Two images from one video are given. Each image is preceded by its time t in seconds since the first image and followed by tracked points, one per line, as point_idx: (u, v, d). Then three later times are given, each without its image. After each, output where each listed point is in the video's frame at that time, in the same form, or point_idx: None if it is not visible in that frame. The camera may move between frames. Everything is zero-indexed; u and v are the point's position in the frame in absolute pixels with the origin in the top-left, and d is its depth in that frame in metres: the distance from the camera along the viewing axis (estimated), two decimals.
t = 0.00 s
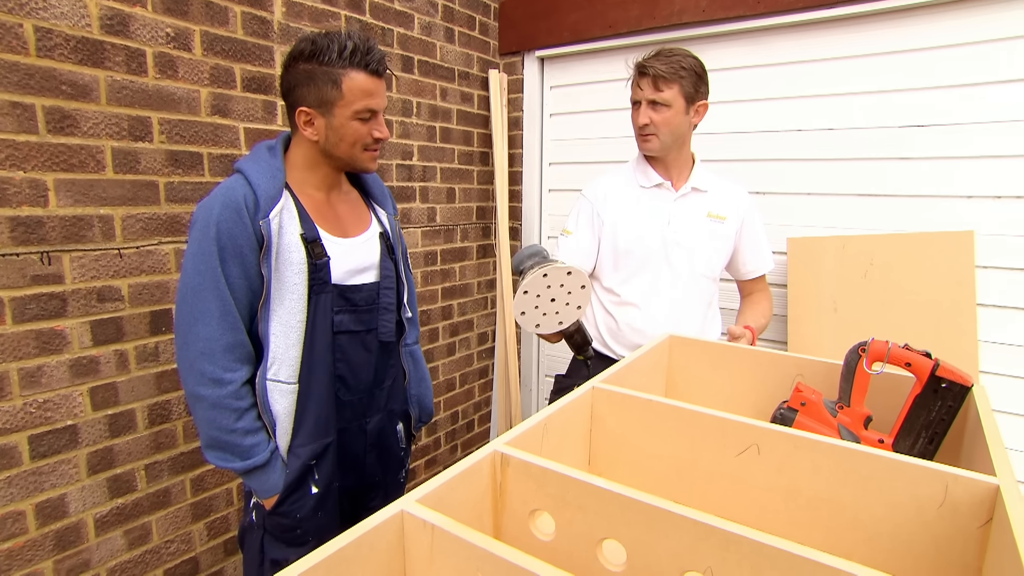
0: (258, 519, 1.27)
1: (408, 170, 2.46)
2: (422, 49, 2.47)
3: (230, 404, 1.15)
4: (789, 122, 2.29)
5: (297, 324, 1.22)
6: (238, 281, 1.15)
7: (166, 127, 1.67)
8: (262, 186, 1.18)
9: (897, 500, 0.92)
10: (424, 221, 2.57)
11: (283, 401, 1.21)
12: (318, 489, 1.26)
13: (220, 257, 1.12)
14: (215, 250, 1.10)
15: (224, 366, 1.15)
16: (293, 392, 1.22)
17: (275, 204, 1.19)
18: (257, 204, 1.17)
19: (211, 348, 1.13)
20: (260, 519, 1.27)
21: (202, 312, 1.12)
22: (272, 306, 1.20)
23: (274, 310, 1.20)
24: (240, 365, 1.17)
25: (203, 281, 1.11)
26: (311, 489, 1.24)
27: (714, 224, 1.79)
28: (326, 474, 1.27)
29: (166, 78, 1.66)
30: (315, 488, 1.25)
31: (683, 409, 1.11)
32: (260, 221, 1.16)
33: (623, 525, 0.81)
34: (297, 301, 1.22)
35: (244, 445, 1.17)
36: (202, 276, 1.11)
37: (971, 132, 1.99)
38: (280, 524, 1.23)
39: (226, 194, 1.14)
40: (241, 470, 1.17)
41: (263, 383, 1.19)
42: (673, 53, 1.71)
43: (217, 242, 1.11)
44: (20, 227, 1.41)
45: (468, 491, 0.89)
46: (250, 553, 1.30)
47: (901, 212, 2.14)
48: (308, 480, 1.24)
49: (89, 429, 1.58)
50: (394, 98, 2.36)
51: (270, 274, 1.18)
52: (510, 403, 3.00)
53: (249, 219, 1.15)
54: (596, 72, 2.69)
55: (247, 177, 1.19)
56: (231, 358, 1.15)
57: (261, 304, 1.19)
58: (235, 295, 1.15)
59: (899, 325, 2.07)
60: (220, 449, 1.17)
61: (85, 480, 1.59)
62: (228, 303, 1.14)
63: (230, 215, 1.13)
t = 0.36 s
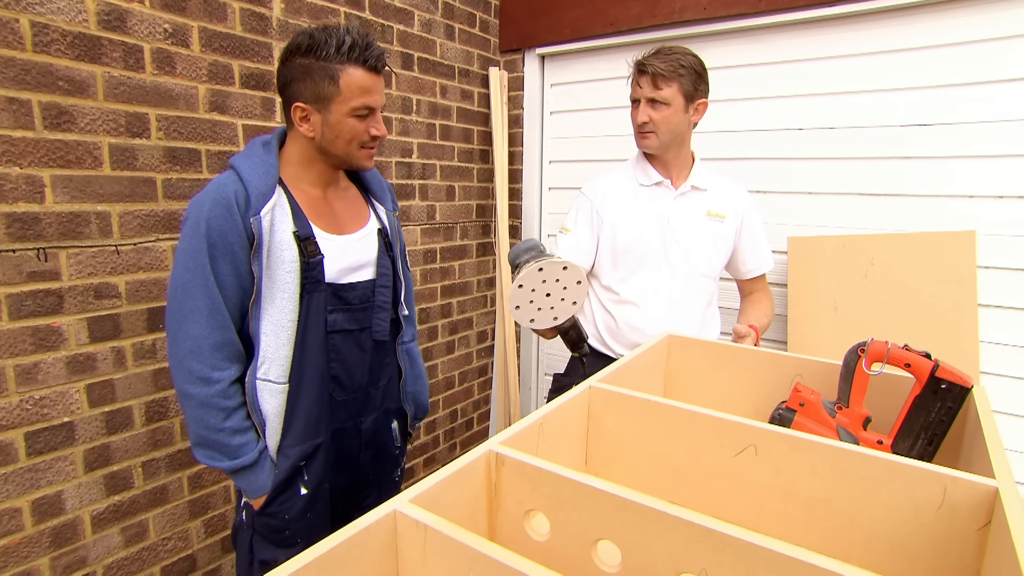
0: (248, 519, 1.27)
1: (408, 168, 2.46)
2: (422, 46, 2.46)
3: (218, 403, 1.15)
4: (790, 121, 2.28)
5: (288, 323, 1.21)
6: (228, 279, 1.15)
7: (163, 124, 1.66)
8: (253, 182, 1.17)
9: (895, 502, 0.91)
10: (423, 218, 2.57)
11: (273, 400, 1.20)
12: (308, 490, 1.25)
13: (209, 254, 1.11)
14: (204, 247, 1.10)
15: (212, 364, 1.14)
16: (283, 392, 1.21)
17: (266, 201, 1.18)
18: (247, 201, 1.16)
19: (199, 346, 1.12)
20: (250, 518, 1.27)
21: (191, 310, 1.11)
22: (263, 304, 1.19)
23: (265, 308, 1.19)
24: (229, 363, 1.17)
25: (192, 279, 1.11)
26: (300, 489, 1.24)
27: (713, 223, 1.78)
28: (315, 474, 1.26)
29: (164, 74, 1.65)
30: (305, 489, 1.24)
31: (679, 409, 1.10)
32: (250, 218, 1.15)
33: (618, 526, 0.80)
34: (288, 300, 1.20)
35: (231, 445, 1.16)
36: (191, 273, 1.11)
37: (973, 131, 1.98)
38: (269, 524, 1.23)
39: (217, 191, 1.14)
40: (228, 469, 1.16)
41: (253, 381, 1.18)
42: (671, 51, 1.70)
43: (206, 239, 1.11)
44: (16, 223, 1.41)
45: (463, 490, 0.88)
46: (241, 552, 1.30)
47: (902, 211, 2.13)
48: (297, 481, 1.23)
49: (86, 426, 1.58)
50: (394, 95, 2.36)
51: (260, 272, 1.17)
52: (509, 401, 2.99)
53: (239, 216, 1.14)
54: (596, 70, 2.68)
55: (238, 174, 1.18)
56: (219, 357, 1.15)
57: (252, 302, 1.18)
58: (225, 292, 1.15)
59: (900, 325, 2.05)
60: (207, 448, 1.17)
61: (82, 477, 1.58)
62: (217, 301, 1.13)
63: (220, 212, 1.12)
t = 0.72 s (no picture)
0: (230, 529, 1.25)
1: (408, 167, 2.45)
2: (422, 45, 2.45)
3: (197, 410, 1.12)
4: (793, 120, 2.26)
5: (274, 328, 1.20)
6: (209, 280, 1.14)
7: (161, 123, 1.66)
8: (236, 181, 1.16)
9: (895, 507, 0.89)
10: (424, 218, 2.56)
11: (256, 407, 1.19)
12: (292, 499, 1.24)
13: (190, 255, 1.10)
14: (184, 248, 1.09)
15: (190, 370, 1.12)
16: (267, 398, 1.20)
17: (250, 201, 1.17)
18: (230, 201, 1.15)
19: (179, 351, 1.11)
20: (232, 529, 1.25)
21: (170, 314, 1.10)
22: (247, 308, 1.18)
23: (250, 312, 1.18)
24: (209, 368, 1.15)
25: (171, 281, 1.09)
26: (284, 498, 1.23)
27: (715, 221, 1.76)
28: (300, 482, 1.25)
29: (162, 73, 1.65)
30: (290, 498, 1.23)
31: (676, 411, 1.08)
32: (234, 218, 1.14)
33: (611, 531, 0.79)
34: (274, 303, 1.20)
35: (212, 451, 1.14)
36: (170, 276, 1.09)
37: (979, 130, 1.95)
38: (251, 535, 1.22)
39: (199, 190, 1.13)
40: (208, 479, 1.14)
41: (235, 388, 1.17)
42: (672, 49, 1.68)
43: (187, 240, 1.10)
44: (13, 223, 1.40)
45: (455, 493, 0.87)
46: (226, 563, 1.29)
47: (907, 211, 2.11)
48: (281, 490, 1.23)
49: (84, 426, 1.58)
50: (395, 95, 2.35)
51: (244, 274, 1.16)
52: (510, 402, 2.98)
53: (222, 217, 1.13)
54: (598, 68, 2.67)
55: (221, 173, 1.17)
56: (199, 362, 1.13)
57: (235, 306, 1.18)
58: (205, 295, 1.14)
59: (904, 325, 2.03)
60: (187, 455, 1.15)
61: (80, 476, 1.58)
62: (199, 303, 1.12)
63: (202, 212, 1.11)
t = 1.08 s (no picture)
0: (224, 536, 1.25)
1: (414, 167, 2.44)
2: (427, 44, 2.45)
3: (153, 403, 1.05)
4: (802, 115, 2.22)
5: (267, 330, 1.18)
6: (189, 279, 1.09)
7: (166, 125, 1.67)
8: (230, 181, 1.14)
9: (904, 510, 0.87)
10: (430, 218, 2.55)
11: (246, 412, 1.16)
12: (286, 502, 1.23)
13: (171, 251, 1.06)
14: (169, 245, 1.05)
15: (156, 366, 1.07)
16: (258, 403, 1.17)
17: (244, 201, 1.15)
18: (223, 201, 1.13)
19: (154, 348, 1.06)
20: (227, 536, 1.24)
21: (139, 308, 1.04)
22: (239, 311, 1.16)
23: (242, 315, 1.16)
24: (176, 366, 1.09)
25: (146, 276, 1.04)
26: (279, 502, 1.22)
27: (722, 217, 1.73)
28: (298, 486, 1.24)
29: (166, 76, 1.66)
30: (284, 501, 1.22)
31: (679, 411, 1.07)
32: (227, 219, 1.12)
33: (610, 534, 0.77)
34: (268, 306, 1.18)
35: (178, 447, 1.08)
36: (146, 270, 1.05)
37: (994, 122, 1.91)
38: (246, 540, 1.21)
39: (190, 190, 1.10)
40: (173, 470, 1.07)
41: (226, 392, 1.15)
42: (671, 44, 1.67)
43: (170, 237, 1.06)
44: (20, 225, 1.42)
45: (453, 494, 0.86)
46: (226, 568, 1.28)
47: (919, 206, 2.07)
48: (276, 493, 1.21)
49: (91, 427, 1.59)
50: (400, 95, 2.35)
51: (237, 276, 1.14)
52: (518, 402, 2.97)
53: (213, 217, 1.11)
54: (603, 65, 2.64)
55: (215, 175, 1.16)
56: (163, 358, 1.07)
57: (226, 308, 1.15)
58: (193, 298, 1.10)
59: (917, 323, 1.99)
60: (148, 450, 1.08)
61: (88, 476, 1.60)
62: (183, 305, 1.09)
63: (192, 212, 1.08)
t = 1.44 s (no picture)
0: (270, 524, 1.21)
1: (415, 169, 2.44)
2: (428, 46, 2.45)
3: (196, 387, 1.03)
4: (804, 113, 2.21)
5: (308, 328, 1.14)
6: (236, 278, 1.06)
7: (167, 128, 1.67)
8: (279, 187, 1.12)
9: (905, 512, 0.86)
10: (431, 219, 2.55)
11: (288, 409, 1.12)
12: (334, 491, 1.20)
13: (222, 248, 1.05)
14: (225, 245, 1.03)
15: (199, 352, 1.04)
16: (298, 402, 1.14)
17: (290, 205, 1.12)
18: (271, 205, 1.11)
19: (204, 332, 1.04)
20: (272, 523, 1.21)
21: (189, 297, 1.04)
22: (282, 311, 1.13)
23: (284, 315, 1.13)
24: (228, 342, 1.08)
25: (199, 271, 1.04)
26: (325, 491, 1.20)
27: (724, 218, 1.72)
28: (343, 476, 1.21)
29: (167, 80, 1.66)
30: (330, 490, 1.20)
31: (678, 413, 1.06)
32: (272, 221, 1.09)
33: (606, 537, 0.76)
34: (309, 306, 1.14)
35: (204, 401, 1.00)
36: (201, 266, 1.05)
37: (999, 119, 1.89)
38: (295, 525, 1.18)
39: (242, 194, 1.09)
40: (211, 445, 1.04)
41: (269, 388, 1.12)
42: (677, 42, 1.66)
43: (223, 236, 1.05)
44: (22, 229, 1.43)
45: (447, 497, 0.86)
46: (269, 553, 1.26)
47: (924, 204, 2.05)
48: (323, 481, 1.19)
49: (94, 429, 1.60)
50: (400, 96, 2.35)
51: (279, 276, 1.11)
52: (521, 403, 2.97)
53: (261, 219, 1.09)
54: (605, 65, 2.63)
55: (267, 181, 1.14)
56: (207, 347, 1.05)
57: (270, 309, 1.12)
58: (241, 298, 1.07)
59: (921, 323, 1.97)
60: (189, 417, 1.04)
61: (91, 479, 1.60)
62: (233, 305, 1.06)
63: (242, 213, 1.07)
